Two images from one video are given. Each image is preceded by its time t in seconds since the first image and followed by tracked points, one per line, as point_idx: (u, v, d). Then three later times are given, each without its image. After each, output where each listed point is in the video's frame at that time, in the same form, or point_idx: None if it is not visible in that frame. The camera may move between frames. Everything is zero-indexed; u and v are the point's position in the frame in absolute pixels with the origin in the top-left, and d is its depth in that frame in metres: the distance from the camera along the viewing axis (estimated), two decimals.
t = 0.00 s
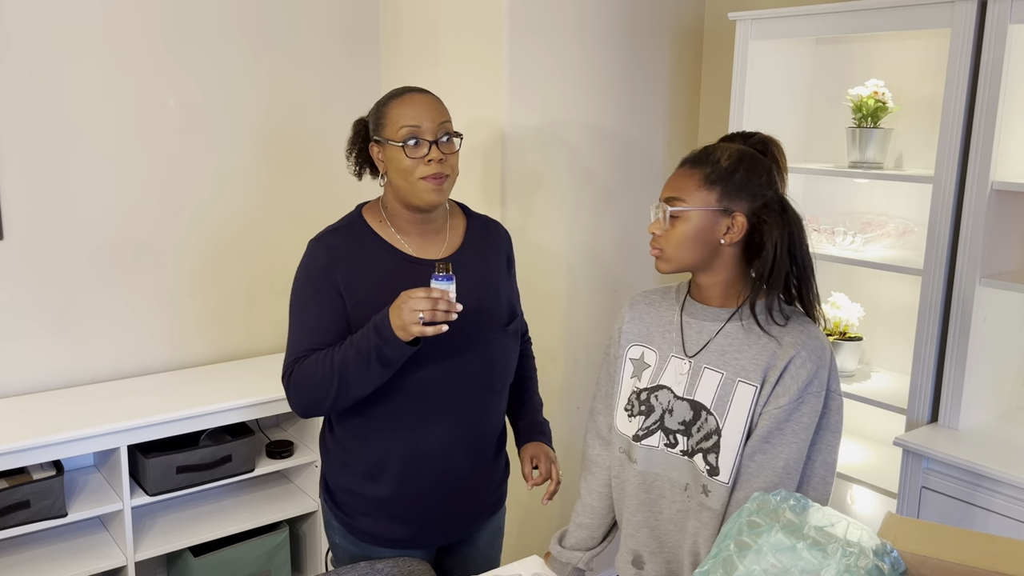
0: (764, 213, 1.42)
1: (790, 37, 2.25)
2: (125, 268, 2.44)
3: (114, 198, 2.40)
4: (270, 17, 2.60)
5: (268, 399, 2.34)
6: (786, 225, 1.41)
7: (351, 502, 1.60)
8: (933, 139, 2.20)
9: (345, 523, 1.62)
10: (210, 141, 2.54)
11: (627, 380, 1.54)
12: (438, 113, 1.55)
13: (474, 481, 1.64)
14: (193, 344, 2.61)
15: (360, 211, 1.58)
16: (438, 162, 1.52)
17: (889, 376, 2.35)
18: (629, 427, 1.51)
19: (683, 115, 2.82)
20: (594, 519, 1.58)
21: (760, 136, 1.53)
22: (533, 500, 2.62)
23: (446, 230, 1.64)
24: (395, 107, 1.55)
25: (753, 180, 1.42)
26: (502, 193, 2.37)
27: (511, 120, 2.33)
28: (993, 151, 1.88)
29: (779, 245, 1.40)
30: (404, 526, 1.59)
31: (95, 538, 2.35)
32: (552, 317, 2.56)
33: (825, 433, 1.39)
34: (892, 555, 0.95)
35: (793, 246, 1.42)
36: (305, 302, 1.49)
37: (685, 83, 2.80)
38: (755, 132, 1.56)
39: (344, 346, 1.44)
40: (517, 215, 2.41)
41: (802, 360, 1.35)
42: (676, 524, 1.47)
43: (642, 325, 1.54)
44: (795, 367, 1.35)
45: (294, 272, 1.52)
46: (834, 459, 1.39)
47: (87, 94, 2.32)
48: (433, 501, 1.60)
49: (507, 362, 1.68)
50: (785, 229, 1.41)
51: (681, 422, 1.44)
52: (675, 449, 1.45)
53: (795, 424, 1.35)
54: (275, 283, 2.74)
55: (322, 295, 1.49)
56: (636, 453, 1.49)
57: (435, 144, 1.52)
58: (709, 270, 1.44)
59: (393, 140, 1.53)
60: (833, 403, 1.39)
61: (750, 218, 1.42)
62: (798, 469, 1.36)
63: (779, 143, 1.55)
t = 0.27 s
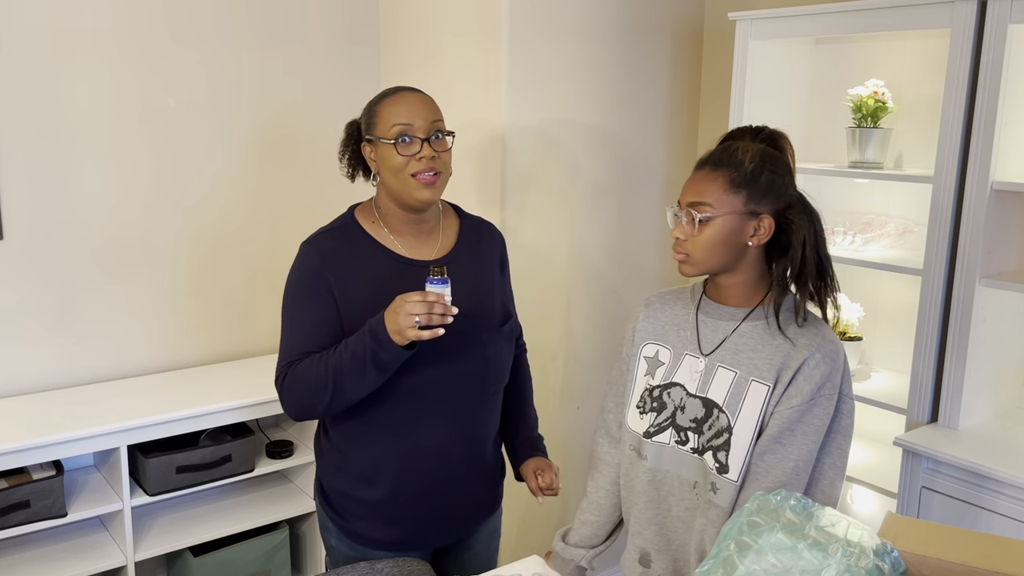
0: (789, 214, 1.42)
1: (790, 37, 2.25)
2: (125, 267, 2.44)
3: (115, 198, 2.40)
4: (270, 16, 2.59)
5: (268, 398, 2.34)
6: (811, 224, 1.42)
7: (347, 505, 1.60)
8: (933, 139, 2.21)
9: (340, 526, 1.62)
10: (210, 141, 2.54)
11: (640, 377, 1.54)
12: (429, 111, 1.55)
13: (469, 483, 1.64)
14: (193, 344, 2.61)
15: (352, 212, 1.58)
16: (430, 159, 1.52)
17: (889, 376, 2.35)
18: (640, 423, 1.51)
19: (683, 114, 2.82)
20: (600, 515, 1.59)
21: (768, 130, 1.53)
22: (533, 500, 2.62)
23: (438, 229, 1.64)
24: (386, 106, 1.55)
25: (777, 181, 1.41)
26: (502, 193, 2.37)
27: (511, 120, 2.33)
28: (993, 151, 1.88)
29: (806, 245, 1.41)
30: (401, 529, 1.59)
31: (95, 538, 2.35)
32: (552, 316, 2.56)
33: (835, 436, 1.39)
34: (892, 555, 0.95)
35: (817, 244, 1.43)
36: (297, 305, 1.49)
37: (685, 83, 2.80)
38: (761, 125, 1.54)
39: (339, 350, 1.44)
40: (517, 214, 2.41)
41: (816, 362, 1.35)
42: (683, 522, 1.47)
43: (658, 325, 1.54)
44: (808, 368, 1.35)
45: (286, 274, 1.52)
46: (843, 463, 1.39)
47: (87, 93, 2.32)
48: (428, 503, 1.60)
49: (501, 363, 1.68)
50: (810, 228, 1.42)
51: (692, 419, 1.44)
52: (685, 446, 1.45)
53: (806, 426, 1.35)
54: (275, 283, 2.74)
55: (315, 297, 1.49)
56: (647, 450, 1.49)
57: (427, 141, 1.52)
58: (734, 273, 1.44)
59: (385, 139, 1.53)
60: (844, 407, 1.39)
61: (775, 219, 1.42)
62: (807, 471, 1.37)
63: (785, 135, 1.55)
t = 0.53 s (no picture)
0: (797, 211, 1.42)
1: (790, 37, 2.25)
2: (125, 267, 2.44)
3: (115, 198, 2.40)
4: (270, 17, 2.60)
5: (268, 398, 2.34)
6: (821, 220, 1.42)
7: (345, 507, 1.60)
8: (933, 139, 2.21)
9: (339, 528, 1.62)
10: (210, 141, 2.54)
11: (644, 372, 1.54)
12: (431, 115, 1.55)
13: (467, 484, 1.64)
14: (193, 344, 2.61)
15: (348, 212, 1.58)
16: (431, 164, 1.52)
17: (889, 376, 2.35)
18: (643, 418, 1.51)
19: (683, 114, 2.82)
20: (601, 512, 1.60)
21: (772, 127, 1.49)
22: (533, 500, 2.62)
23: (434, 230, 1.64)
24: (388, 108, 1.54)
25: (785, 179, 1.41)
26: (502, 193, 2.37)
27: (511, 119, 2.33)
28: (993, 151, 1.88)
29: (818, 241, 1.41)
30: (399, 530, 1.59)
31: (95, 538, 2.35)
32: (552, 316, 2.56)
33: (838, 437, 1.39)
34: (892, 555, 0.95)
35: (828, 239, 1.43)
36: (293, 307, 1.49)
37: (685, 83, 2.80)
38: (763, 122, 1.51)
39: (336, 353, 1.44)
40: (517, 214, 2.41)
41: (820, 363, 1.35)
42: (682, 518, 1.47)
43: (664, 321, 1.53)
44: (814, 368, 1.34)
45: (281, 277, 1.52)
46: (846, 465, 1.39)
47: (87, 93, 2.32)
48: (425, 505, 1.60)
49: (498, 363, 1.68)
50: (820, 223, 1.42)
51: (694, 415, 1.44)
52: (687, 442, 1.45)
53: (811, 427, 1.35)
54: (275, 283, 2.74)
55: (310, 299, 1.49)
56: (648, 445, 1.49)
57: (429, 146, 1.52)
58: (745, 273, 1.44)
59: (387, 141, 1.53)
60: (848, 409, 1.39)
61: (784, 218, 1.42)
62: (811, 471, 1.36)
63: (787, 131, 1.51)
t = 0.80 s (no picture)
0: (788, 212, 1.41)
1: (790, 37, 2.25)
2: (125, 267, 2.44)
3: (115, 197, 2.40)
4: (270, 17, 2.59)
5: (267, 398, 2.34)
6: (813, 219, 1.41)
7: (345, 509, 1.60)
8: (934, 139, 2.20)
9: (339, 531, 1.61)
10: (210, 141, 2.54)
11: (637, 371, 1.54)
12: (432, 116, 1.55)
13: (467, 485, 1.64)
14: (192, 344, 2.61)
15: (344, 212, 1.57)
16: (434, 165, 1.52)
17: (889, 376, 2.35)
18: (636, 417, 1.51)
19: (683, 114, 2.82)
20: (599, 510, 1.60)
21: (756, 125, 1.46)
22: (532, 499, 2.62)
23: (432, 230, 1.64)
24: (390, 108, 1.54)
25: (774, 181, 1.39)
26: (502, 193, 2.37)
27: (511, 119, 2.33)
28: (993, 151, 1.88)
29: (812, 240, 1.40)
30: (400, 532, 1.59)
31: (95, 538, 2.34)
32: (552, 316, 2.56)
33: (832, 434, 1.38)
34: (892, 555, 0.95)
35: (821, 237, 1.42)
36: (292, 309, 1.49)
37: (685, 83, 2.80)
38: (748, 119, 1.48)
39: (335, 355, 1.44)
40: (517, 215, 2.41)
41: (813, 361, 1.34)
42: (675, 517, 1.47)
43: (656, 320, 1.53)
44: (807, 367, 1.34)
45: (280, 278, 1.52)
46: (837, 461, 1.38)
47: (87, 93, 2.32)
48: (424, 507, 1.59)
49: (498, 362, 1.67)
50: (813, 222, 1.41)
51: (687, 414, 1.44)
52: (680, 441, 1.45)
53: (804, 425, 1.34)
54: (275, 283, 2.74)
55: (308, 300, 1.49)
56: (642, 443, 1.50)
57: (432, 148, 1.53)
58: (741, 277, 1.42)
59: (390, 142, 1.52)
60: (840, 406, 1.38)
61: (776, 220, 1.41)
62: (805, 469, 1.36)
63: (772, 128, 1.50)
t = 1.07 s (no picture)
0: (758, 208, 1.42)
1: (791, 37, 2.25)
2: (125, 268, 2.44)
3: (114, 198, 2.40)
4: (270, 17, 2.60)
5: (267, 399, 2.34)
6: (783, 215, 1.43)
7: (346, 510, 1.60)
8: (934, 139, 2.20)
9: (339, 532, 1.61)
10: (210, 141, 2.54)
11: (621, 376, 1.53)
12: (433, 117, 1.56)
13: (468, 485, 1.64)
14: (192, 344, 2.61)
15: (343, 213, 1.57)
16: (435, 167, 1.53)
17: (889, 376, 2.35)
18: (623, 422, 1.50)
19: (683, 114, 2.82)
20: (586, 517, 1.58)
21: (720, 125, 1.48)
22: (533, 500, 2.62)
23: (430, 232, 1.65)
24: (391, 109, 1.54)
25: (744, 177, 1.40)
26: (502, 193, 2.37)
27: (511, 120, 2.33)
28: (993, 151, 1.88)
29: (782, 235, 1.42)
30: (402, 533, 1.59)
31: (95, 538, 2.35)
32: (552, 316, 2.56)
33: (819, 423, 1.39)
34: (892, 555, 0.95)
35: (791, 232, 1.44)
36: (291, 311, 1.49)
37: (685, 83, 2.80)
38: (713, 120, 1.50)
39: (337, 356, 1.44)
40: (516, 215, 2.41)
41: (797, 351, 1.35)
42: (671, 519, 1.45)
43: (636, 322, 1.53)
44: (792, 356, 1.35)
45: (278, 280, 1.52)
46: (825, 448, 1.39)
47: (87, 93, 2.32)
48: (425, 507, 1.59)
49: (497, 363, 1.67)
50: (783, 218, 1.42)
51: (676, 415, 1.43)
52: (671, 443, 1.44)
53: (792, 414, 1.35)
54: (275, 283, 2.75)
55: (307, 302, 1.49)
56: (631, 448, 1.48)
57: (433, 150, 1.53)
58: (713, 274, 1.42)
59: (391, 143, 1.52)
60: (826, 394, 1.39)
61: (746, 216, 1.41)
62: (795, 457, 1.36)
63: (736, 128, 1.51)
